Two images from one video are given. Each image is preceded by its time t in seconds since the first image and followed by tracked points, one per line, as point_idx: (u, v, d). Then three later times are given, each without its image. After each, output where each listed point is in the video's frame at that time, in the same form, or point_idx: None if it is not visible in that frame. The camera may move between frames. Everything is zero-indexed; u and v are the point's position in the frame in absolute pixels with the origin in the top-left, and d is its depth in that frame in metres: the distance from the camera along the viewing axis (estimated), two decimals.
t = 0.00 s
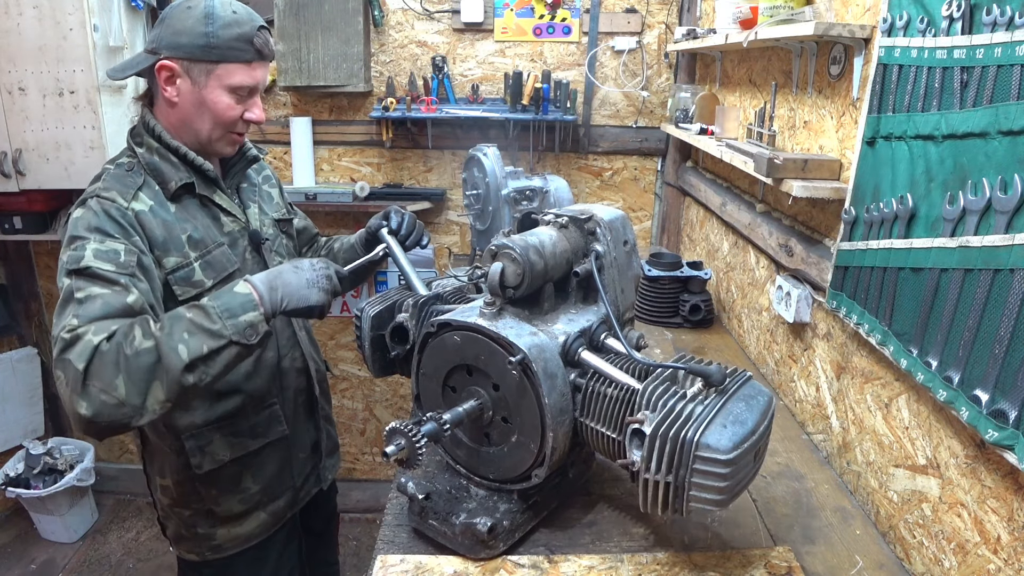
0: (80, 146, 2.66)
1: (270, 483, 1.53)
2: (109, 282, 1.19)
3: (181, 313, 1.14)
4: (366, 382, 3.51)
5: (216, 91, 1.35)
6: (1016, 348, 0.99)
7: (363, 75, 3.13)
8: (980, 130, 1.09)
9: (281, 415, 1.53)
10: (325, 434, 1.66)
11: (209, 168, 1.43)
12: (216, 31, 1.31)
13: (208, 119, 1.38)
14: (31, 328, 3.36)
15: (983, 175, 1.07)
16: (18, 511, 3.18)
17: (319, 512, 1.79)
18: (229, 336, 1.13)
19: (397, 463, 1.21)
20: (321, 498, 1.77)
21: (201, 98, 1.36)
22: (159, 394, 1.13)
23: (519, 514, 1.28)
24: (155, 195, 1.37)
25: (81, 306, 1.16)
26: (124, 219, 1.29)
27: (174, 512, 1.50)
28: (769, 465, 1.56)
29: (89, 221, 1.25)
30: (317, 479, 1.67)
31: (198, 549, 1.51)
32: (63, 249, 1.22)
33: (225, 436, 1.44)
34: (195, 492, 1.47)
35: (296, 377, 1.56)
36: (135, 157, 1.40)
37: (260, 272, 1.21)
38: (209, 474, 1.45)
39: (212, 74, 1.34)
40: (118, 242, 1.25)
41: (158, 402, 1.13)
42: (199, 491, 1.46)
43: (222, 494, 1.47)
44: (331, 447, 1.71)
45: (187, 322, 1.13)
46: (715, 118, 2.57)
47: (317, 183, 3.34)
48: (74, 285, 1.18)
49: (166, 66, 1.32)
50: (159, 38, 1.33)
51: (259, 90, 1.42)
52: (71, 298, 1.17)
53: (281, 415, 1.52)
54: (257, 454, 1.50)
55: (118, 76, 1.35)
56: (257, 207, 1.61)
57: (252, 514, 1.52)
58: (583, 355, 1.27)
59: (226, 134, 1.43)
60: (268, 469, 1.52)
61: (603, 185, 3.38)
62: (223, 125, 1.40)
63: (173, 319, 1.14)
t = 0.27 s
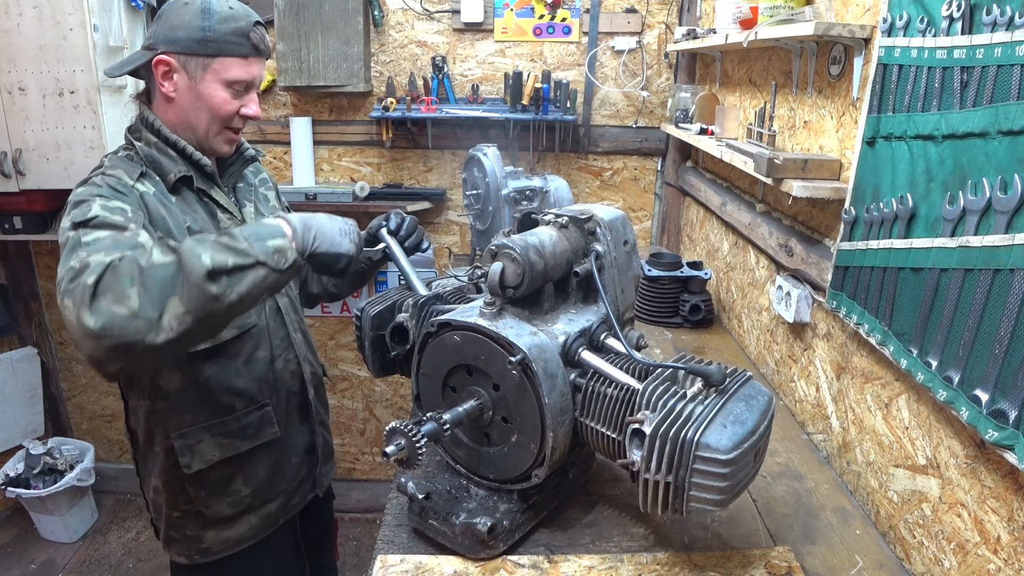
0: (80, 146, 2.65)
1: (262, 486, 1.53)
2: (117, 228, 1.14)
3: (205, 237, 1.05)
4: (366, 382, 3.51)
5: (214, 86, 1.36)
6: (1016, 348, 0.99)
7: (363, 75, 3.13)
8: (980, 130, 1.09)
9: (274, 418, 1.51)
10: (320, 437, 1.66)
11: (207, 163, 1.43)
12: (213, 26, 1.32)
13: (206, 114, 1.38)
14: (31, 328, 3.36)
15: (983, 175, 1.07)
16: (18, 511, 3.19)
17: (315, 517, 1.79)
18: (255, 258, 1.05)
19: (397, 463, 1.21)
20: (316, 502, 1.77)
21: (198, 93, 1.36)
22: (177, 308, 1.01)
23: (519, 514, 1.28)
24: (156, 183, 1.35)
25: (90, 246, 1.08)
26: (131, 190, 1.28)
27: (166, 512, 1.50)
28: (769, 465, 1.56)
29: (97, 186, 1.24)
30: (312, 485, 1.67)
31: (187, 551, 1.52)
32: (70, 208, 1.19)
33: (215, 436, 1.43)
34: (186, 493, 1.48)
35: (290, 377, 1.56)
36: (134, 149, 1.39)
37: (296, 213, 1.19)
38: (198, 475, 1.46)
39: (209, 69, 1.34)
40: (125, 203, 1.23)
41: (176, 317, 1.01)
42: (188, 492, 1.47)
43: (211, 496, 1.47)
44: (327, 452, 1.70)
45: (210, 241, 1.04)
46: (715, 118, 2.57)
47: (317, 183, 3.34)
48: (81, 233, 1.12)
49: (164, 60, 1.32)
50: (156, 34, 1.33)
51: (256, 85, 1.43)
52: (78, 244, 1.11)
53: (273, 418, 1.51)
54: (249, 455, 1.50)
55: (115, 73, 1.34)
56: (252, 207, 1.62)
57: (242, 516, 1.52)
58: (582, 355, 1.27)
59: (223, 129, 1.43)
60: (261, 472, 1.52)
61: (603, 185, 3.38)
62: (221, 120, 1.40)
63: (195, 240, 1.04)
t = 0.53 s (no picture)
0: (80, 146, 2.65)
1: (257, 488, 1.53)
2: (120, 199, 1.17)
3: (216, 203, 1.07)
4: (366, 382, 3.51)
5: (212, 83, 1.36)
6: (1017, 348, 0.99)
7: (363, 75, 3.13)
8: (980, 130, 1.08)
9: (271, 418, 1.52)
10: (317, 441, 1.66)
11: (205, 160, 1.43)
12: (211, 22, 1.32)
13: (204, 111, 1.38)
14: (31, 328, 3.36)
15: (984, 175, 1.07)
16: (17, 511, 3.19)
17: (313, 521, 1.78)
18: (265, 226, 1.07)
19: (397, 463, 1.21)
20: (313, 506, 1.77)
21: (196, 90, 1.36)
22: (181, 254, 0.99)
23: (519, 514, 1.28)
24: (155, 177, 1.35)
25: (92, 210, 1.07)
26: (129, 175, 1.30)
27: (158, 511, 1.49)
28: (769, 465, 1.56)
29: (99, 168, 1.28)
30: (307, 489, 1.66)
31: (180, 553, 1.51)
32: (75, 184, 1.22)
33: (210, 434, 1.44)
34: (180, 493, 1.48)
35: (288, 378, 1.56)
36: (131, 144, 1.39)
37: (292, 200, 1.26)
38: (193, 475, 1.45)
39: (207, 66, 1.34)
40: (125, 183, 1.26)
41: (181, 265, 0.99)
42: (183, 492, 1.46)
43: (206, 497, 1.47)
44: (324, 456, 1.70)
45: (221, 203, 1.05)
46: (715, 118, 2.57)
47: (316, 183, 3.34)
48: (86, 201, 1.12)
49: (162, 58, 1.32)
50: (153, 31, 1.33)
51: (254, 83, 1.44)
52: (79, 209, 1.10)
53: (270, 418, 1.51)
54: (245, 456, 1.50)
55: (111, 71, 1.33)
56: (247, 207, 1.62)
57: (237, 518, 1.52)
58: (583, 355, 1.27)
59: (221, 126, 1.43)
60: (257, 473, 1.52)
61: (603, 185, 3.38)
62: (219, 117, 1.40)
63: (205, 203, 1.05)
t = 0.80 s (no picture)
0: (80, 146, 2.65)
1: (257, 488, 1.53)
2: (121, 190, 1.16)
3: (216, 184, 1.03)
4: (366, 382, 3.51)
5: (203, 81, 1.35)
6: (1017, 348, 0.99)
7: (363, 75, 3.13)
8: (980, 130, 1.08)
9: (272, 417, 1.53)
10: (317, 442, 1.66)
11: (202, 158, 1.43)
12: (196, 22, 1.32)
13: (198, 110, 1.38)
14: (31, 328, 3.36)
15: (984, 175, 1.07)
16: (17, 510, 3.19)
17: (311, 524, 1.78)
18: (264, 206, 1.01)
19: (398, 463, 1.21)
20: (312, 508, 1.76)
21: (189, 90, 1.36)
22: (177, 231, 0.96)
23: (519, 514, 1.28)
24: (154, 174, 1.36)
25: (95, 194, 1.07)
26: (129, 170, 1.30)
27: (157, 512, 1.49)
28: (769, 465, 1.56)
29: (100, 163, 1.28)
30: (306, 491, 1.66)
31: (179, 554, 1.50)
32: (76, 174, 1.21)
33: (211, 434, 1.44)
34: (179, 493, 1.47)
35: (288, 379, 1.56)
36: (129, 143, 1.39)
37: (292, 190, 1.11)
38: (193, 474, 1.45)
39: (196, 65, 1.34)
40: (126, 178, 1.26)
41: (178, 241, 0.96)
42: (182, 492, 1.46)
43: (205, 496, 1.47)
44: (323, 458, 1.70)
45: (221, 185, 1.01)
46: (715, 118, 2.57)
47: (316, 183, 3.34)
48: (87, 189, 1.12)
49: (151, 62, 1.32)
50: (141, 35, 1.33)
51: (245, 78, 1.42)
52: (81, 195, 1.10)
53: (270, 418, 1.52)
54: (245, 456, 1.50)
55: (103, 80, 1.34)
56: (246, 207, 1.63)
57: (236, 519, 1.52)
58: (583, 355, 1.27)
59: (218, 123, 1.43)
60: (256, 473, 1.52)
61: (603, 185, 3.38)
62: (214, 115, 1.40)
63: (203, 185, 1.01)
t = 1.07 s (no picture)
0: (80, 146, 2.65)
1: (256, 489, 1.53)
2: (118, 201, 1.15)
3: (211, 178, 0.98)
4: (366, 382, 3.51)
5: (216, 89, 1.35)
6: (1017, 348, 0.99)
7: (363, 75, 3.13)
8: (980, 130, 1.08)
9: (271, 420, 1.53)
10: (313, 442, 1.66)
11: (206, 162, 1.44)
12: (208, 27, 1.30)
13: (213, 120, 1.39)
14: (31, 328, 3.36)
15: (983, 175, 1.07)
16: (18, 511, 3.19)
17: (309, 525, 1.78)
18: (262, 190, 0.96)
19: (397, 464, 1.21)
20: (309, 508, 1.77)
21: (201, 99, 1.36)
22: (181, 238, 0.93)
23: (519, 514, 1.28)
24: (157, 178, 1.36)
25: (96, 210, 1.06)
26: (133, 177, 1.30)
27: (156, 515, 1.50)
28: (769, 465, 1.56)
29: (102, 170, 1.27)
30: (303, 490, 1.66)
31: (178, 557, 1.52)
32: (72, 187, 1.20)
33: (212, 437, 1.44)
34: (178, 496, 1.48)
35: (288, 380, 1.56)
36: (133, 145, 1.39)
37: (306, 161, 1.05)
38: (194, 478, 1.45)
39: (209, 73, 1.33)
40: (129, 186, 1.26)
41: (182, 247, 0.93)
42: (182, 495, 1.46)
43: (205, 500, 1.47)
44: (319, 458, 1.71)
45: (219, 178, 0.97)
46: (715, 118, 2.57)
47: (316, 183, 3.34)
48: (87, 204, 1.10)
49: (162, 71, 1.31)
50: (149, 41, 1.31)
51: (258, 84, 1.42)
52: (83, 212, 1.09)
53: (270, 421, 1.52)
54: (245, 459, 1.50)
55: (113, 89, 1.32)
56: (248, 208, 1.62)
57: (234, 521, 1.52)
58: (583, 355, 1.27)
59: (232, 130, 1.44)
60: (258, 475, 1.52)
61: (603, 185, 3.38)
62: (228, 123, 1.41)
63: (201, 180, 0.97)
